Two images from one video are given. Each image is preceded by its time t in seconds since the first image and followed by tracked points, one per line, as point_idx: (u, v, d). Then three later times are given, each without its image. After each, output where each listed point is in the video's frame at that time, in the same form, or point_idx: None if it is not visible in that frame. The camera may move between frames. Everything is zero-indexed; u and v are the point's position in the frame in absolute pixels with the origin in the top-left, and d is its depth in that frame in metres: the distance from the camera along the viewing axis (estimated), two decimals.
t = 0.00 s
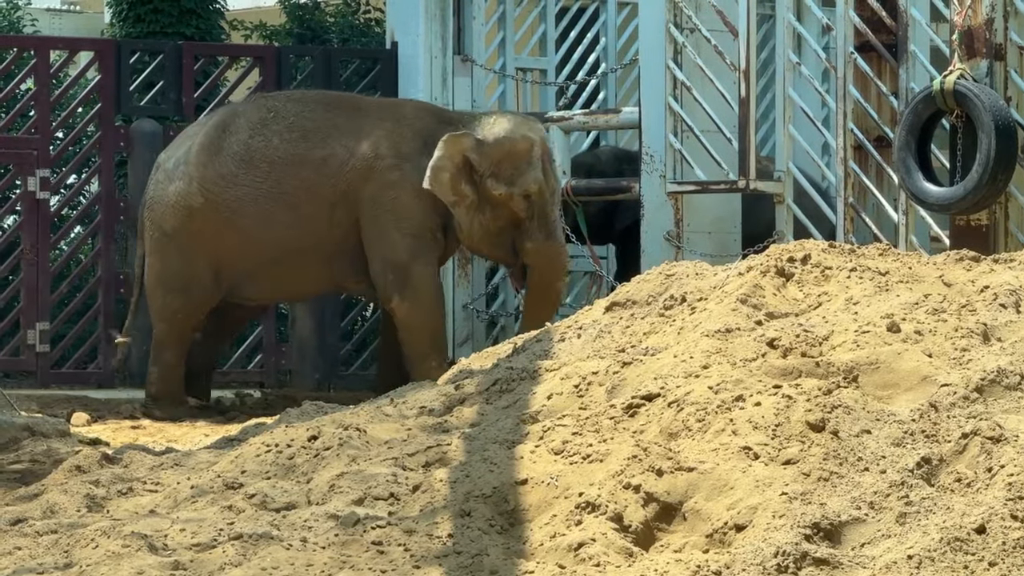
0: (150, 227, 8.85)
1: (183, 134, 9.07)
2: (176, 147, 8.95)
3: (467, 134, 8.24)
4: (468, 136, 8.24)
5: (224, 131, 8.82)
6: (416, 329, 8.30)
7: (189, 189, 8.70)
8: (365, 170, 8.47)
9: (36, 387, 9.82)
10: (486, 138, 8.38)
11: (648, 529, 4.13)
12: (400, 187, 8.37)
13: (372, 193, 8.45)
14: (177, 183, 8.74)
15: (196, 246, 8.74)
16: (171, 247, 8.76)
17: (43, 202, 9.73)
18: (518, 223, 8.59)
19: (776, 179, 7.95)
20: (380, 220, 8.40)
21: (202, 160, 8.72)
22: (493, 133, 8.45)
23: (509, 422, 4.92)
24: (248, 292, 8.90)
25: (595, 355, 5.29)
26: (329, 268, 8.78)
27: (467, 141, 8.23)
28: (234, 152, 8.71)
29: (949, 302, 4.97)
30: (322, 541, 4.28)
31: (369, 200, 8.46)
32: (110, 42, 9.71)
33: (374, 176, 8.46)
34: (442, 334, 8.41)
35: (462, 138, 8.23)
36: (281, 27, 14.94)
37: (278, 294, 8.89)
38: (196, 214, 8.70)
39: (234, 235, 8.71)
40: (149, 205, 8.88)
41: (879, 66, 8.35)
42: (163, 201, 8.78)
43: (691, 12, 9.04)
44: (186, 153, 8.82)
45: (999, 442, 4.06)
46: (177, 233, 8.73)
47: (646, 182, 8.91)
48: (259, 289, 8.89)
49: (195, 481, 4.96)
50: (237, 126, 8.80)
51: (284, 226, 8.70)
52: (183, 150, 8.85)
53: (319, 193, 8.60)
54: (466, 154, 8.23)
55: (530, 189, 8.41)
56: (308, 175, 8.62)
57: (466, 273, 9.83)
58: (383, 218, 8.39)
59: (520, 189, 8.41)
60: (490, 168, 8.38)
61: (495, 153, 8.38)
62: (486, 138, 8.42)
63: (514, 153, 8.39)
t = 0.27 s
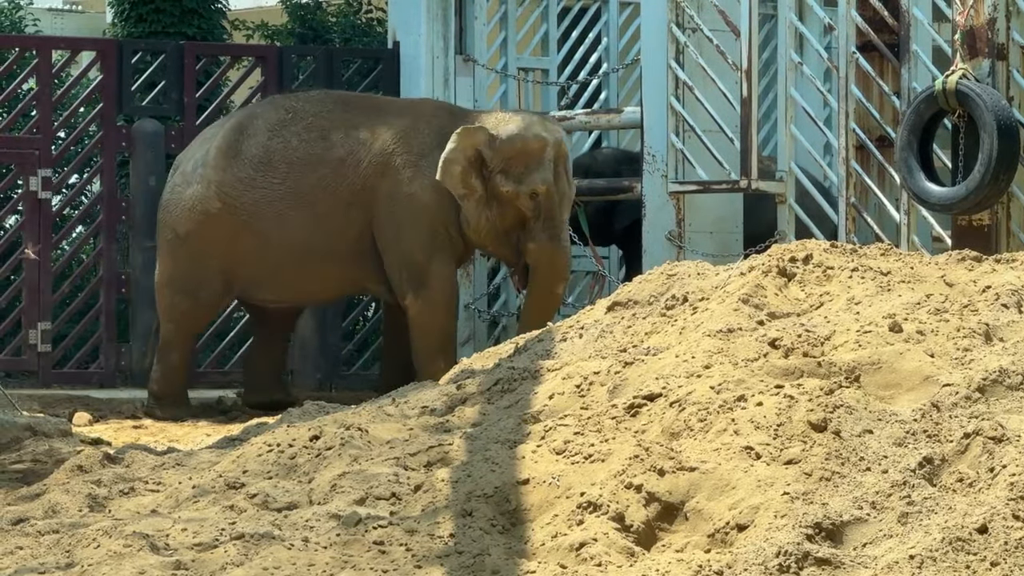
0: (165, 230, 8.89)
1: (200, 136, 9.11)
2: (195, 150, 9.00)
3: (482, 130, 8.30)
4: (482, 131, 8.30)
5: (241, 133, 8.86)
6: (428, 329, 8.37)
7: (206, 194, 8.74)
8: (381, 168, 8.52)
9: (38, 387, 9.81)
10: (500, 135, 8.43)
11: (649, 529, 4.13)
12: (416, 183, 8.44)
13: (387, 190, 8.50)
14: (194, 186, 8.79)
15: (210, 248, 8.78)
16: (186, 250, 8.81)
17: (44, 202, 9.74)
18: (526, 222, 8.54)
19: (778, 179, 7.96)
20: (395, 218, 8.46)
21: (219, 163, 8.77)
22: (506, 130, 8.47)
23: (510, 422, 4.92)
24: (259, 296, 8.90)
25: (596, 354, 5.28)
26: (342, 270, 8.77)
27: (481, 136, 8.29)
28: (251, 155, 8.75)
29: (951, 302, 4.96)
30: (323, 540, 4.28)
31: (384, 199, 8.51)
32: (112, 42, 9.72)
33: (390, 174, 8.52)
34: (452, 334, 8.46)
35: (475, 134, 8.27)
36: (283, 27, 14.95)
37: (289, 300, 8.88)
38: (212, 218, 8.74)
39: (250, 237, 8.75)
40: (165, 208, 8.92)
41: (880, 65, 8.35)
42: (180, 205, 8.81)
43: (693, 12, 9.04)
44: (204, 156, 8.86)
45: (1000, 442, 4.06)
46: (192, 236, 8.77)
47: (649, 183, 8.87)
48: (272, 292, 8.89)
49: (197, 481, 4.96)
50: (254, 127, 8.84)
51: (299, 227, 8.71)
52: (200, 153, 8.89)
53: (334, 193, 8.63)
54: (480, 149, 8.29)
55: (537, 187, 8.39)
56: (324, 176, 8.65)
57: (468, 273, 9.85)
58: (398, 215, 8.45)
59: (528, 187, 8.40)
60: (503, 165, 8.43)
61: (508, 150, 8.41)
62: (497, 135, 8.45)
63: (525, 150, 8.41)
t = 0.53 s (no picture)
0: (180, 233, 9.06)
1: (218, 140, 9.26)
2: (211, 156, 9.17)
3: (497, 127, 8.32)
4: (498, 128, 8.31)
5: (256, 137, 8.98)
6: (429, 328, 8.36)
7: (219, 198, 8.90)
8: (394, 166, 8.54)
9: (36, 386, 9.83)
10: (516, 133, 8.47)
11: (647, 528, 4.13)
12: (428, 181, 8.44)
13: (399, 189, 8.51)
14: (207, 191, 8.97)
15: (221, 252, 8.92)
16: (197, 253, 8.96)
17: (42, 201, 9.73)
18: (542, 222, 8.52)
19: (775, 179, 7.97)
20: (405, 217, 8.47)
21: (232, 168, 8.93)
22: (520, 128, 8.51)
23: (508, 421, 4.92)
24: (269, 298, 8.96)
25: (594, 354, 5.29)
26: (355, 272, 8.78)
27: (496, 132, 8.29)
28: (264, 158, 8.87)
29: (948, 301, 4.96)
30: (321, 540, 4.28)
31: (397, 197, 8.52)
32: (109, 42, 9.71)
33: (402, 172, 8.52)
34: (455, 336, 8.46)
35: (490, 130, 8.28)
36: (280, 27, 14.95)
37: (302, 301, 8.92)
38: (225, 221, 8.88)
39: (262, 239, 8.84)
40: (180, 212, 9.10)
41: (878, 65, 8.36)
42: (194, 209, 8.99)
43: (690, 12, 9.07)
44: (218, 161, 9.03)
45: (998, 442, 4.06)
46: (204, 239, 8.93)
47: (645, 182, 8.93)
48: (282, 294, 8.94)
49: (194, 480, 4.96)
50: (269, 130, 8.95)
51: (311, 227, 8.77)
52: (215, 158, 9.06)
53: (345, 194, 8.68)
54: (494, 145, 8.28)
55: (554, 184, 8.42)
56: (335, 177, 8.72)
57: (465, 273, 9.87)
58: (407, 214, 8.46)
59: (544, 185, 8.43)
60: (518, 163, 8.46)
61: (524, 148, 8.44)
62: (513, 133, 8.50)
63: (542, 148, 8.44)
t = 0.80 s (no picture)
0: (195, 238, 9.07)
1: (232, 144, 9.27)
2: (225, 160, 9.17)
3: (515, 126, 8.36)
4: (516, 127, 8.36)
5: (271, 141, 9.00)
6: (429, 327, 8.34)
7: (234, 204, 8.91)
8: (407, 167, 8.57)
9: (26, 384, 9.80)
10: (535, 132, 8.49)
11: (637, 527, 4.13)
12: (440, 182, 8.48)
13: (411, 188, 8.54)
14: (222, 196, 8.97)
15: (235, 257, 8.92)
16: (211, 259, 8.97)
17: (33, 199, 9.74)
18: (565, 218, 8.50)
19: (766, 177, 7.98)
20: (415, 216, 8.50)
21: (247, 173, 8.94)
22: (538, 127, 8.53)
23: (499, 420, 4.92)
24: (282, 301, 8.97)
25: (585, 352, 5.29)
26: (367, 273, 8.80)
27: (514, 132, 8.35)
28: (278, 162, 8.89)
29: (939, 300, 4.97)
30: (312, 538, 4.28)
31: (408, 197, 8.55)
32: (101, 39, 9.72)
33: (415, 172, 8.56)
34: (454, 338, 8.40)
35: (509, 130, 8.34)
36: (272, 25, 14.95)
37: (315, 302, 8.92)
38: (240, 227, 8.89)
39: (275, 242, 8.84)
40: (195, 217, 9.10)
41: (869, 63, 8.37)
42: (209, 214, 9.00)
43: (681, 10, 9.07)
44: (233, 166, 9.04)
45: (989, 440, 4.06)
46: (219, 243, 8.93)
47: (636, 180, 8.93)
48: (295, 298, 8.94)
49: (185, 478, 4.96)
50: (283, 134, 8.98)
51: (325, 229, 8.77)
52: (230, 163, 9.06)
53: (358, 195, 8.70)
54: (512, 144, 8.32)
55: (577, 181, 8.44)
56: (349, 178, 8.74)
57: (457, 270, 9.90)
58: (418, 214, 8.50)
59: (566, 182, 8.44)
60: (538, 161, 8.47)
61: (545, 147, 8.47)
62: (533, 131, 8.51)
63: (563, 146, 8.46)
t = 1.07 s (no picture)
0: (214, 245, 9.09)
1: (244, 147, 9.27)
2: (237, 166, 9.16)
3: (531, 128, 8.32)
4: (532, 129, 8.31)
5: (283, 147, 9.01)
6: (423, 328, 8.39)
7: (252, 213, 8.92)
8: (416, 167, 8.59)
9: (11, 381, 9.80)
10: (553, 132, 8.43)
11: (623, 524, 4.13)
12: (451, 185, 8.47)
13: (422, 190, 8.55)
14: (239, 204, 8.97)
15: (253, 265, 8.92)
16: (230, 266, 8.98)
17: (18, 197, 9.74)
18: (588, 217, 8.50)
19: (752, 175, 8.01)
20: (424, 217, 8.52)
21: (262, 181, 8.94)
22: (557, 126, 8.45)
23: (485, 417, 4.92)
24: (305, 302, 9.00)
25: (571, 350, 5.29)
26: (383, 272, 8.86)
27: (531, 133, 8.29)
28: (293, 169, 8.90)
29: (925, 298, 4.97)
30: (297, 536, 4.27)
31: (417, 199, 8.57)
32: (86, 37, 9.73)
33: (424, 173, 8.58)
34: (447, 339, 8.46)
35: (525, 132, 8.27)
36: (258, 22, 14.95)
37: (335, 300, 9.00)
38: (258, 235, 8.89)
39: (292, 248, 8.87)
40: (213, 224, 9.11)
41: (855, 62, 8.39)
42: (226, 221, 9.01)
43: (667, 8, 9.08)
44: (247, 173, 9.03)
45: (974, 438, 4.06)
46: (237, 251, 8.94)
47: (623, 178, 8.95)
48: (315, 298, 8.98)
49: (171, 476, 4.95)
50: (295, 140, 9.00)
51: (341, 232, 8.83)
52: (244, 170, 9.05)
53: (370, 197, 8.76)
54: (529, 147, 8.27)
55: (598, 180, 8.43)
56: (361, 180, 8.81)
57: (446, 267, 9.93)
58: (426, 215, 8.52)
59: (588, 181, 8.43)
60: (558, 162, 8.43)
61: (561, 146, 8.42)
62: (551, 131, 8.43)
63: (581, 146, 8.43)
